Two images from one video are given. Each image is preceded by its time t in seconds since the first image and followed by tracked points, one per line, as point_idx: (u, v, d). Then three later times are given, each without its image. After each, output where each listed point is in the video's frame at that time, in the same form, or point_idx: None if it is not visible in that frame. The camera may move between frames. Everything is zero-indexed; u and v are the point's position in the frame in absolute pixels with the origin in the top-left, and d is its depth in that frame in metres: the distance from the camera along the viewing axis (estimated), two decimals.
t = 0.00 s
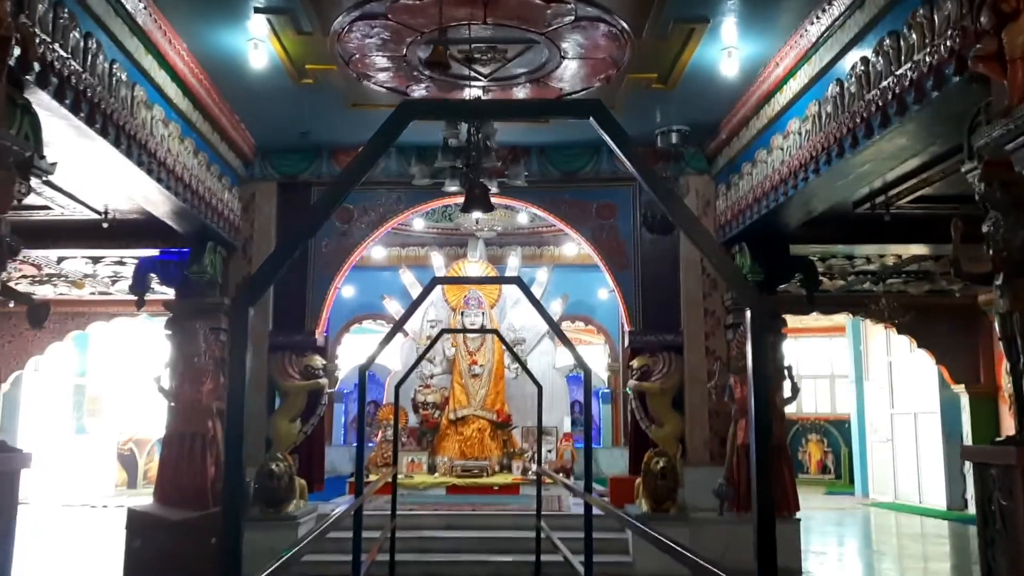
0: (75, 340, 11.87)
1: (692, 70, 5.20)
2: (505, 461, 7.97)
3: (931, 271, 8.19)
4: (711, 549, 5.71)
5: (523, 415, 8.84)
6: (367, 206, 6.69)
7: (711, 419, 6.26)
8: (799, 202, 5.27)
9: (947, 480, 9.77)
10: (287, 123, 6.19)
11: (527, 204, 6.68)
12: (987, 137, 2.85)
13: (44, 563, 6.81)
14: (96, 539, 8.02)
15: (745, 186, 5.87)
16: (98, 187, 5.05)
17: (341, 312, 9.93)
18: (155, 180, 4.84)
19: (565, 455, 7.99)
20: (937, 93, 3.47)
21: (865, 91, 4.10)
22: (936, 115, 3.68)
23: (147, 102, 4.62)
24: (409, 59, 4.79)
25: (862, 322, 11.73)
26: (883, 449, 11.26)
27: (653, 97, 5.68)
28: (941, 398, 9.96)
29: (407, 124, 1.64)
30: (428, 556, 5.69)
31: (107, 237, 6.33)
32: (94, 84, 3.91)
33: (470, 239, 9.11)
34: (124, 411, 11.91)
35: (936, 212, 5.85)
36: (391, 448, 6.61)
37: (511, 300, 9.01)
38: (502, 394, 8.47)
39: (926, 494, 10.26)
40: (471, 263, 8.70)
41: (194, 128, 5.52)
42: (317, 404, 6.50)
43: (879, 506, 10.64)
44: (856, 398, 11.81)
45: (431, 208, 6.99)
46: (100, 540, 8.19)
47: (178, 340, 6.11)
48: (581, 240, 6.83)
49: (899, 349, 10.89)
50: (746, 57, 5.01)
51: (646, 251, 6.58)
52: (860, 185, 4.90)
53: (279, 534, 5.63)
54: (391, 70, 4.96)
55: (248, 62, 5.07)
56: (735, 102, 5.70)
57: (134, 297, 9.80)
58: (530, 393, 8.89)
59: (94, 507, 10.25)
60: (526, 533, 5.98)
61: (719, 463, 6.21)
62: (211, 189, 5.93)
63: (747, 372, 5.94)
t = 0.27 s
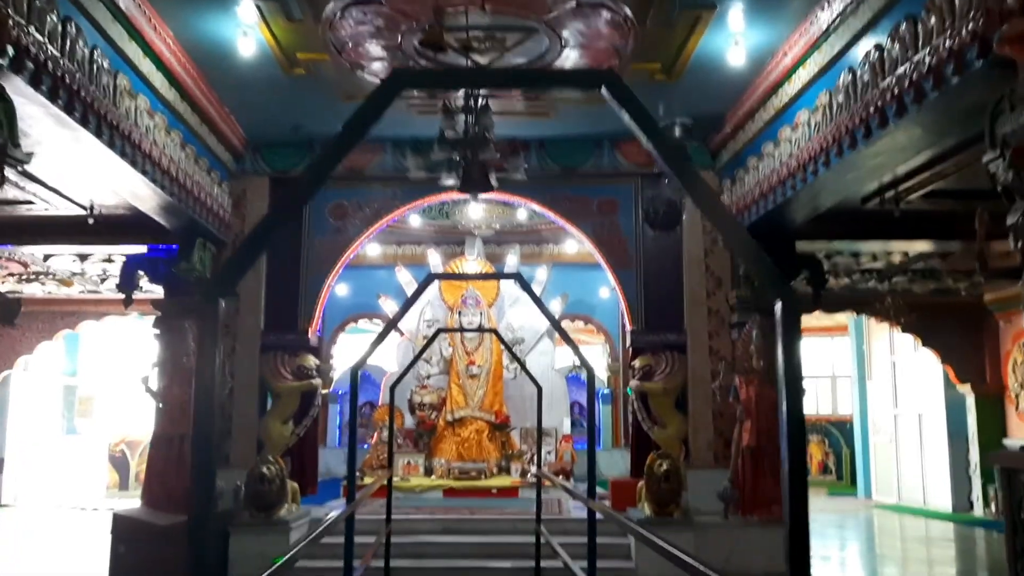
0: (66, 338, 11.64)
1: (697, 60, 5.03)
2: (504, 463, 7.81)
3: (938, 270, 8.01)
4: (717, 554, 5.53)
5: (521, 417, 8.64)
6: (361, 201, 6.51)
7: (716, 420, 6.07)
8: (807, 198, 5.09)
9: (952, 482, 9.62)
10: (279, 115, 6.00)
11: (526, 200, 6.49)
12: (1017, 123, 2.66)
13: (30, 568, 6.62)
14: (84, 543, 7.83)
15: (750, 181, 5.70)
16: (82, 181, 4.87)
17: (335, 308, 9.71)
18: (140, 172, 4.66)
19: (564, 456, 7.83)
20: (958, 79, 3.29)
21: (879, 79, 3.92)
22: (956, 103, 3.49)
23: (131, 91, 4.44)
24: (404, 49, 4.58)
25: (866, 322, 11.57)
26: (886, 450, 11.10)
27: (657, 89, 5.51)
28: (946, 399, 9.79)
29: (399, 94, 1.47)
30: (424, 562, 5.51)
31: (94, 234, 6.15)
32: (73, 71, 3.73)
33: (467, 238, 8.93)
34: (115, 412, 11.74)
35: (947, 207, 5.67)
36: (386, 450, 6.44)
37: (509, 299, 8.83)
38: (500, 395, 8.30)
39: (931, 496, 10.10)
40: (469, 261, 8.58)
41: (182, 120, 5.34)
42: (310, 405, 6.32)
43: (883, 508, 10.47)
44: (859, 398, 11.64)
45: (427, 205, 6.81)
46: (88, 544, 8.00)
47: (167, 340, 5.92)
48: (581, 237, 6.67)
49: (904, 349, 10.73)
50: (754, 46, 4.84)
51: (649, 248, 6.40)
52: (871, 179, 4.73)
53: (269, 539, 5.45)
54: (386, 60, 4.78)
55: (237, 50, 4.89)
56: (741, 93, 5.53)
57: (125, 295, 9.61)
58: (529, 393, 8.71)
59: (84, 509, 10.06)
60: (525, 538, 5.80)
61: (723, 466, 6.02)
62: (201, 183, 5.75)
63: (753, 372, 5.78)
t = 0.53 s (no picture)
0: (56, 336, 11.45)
1: (700, 46, 4.88)
2: (499, 463, 7.63)
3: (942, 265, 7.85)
4: (716, 557, 5.41)
5: (517, 415, 8.45)
6: (354, 194, 6.34)
7: (717, 418, 5.91)
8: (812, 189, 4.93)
9: (955, 481, 9.47)
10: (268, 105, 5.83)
11: (523, 193, 6.28)
12: None
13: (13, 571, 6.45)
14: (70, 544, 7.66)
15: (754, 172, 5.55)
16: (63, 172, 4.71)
17: (330, 308, 9.61)
18: (122, 161, 4.50)
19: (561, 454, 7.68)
20: (976, 59, 3.12)
21: (891, 62, 3.77)
22: (974, 86, 3.32)
23: (112, 76, 4.28)
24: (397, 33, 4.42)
25: (866, 320, 11.43)
26: (887, 449, 10.96)
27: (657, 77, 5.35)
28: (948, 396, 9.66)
29: (383, 45, 1.31)
30: (417, 564, 5.35)
31: (78, 227, 5.97)
32: (49, 51, 3.57)
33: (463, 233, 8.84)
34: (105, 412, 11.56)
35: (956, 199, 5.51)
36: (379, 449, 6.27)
37: (505, 296, 8.66)
38: (496, 393, 8.14)
39: (933, 496, 9.96)
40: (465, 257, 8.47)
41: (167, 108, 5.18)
42: (301, 403, 6.16)
43: (884, 508, 10.33)
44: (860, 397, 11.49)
45: (422, 197, 6.61)
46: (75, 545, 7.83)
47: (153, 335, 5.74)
48: (579, 231, 6.46)
49: (905, 347, 10.59)
50: (758, 31, 4.69)
51: (648, 241, 6.24)
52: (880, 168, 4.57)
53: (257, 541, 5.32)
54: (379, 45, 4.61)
55: (223, 34, 4.73)
56: (744, 81, 5.38)
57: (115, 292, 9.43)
58: (526, 391, 8.53)
59: (72, 510, 9.89)
60: (521, 539, 5.64)
61: (725, 465, 5.87)
62: (188, 174, 5.58)
63: (755, 369, 5.66)
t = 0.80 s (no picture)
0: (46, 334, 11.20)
1: (705, 31, 4.69)
2: (497, 463, 7.50)
3: (949, 261, 7.68)
4: (721, 561, 5.25)
5: (516, 415, 8.26)
6: (347, 188, 6.16)
7: (721, 418, 5.75)
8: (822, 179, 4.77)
9: (961, 482, 9.33)
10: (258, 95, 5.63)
11: (521, 186, 6.11)
12: None
13: None
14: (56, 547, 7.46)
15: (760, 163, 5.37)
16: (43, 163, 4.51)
17: (322, 304, 9.43)
18: (104, 150, 4.29)
19: (560, 454, 7.54)
20: (1001, 39, 2.91)
21: (909, 43, 3.59)
22: (997, 68, 3.13)
23: (91, 60, 4.08)
24: (389, 17, 4.23)
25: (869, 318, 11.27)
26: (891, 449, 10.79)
27: (661, 65, 5.16)
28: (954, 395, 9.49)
29: None
30: (412, 568, 5.18)
31: (62, 221, 5.77)
32: (22, 32, 3.36)
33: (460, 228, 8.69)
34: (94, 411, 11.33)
35: (968, 191, 5.34)
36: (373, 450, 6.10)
37: (503, 293, 8.49)
38: (493, 392, 7.96)
39: (938, 496, 9.80)
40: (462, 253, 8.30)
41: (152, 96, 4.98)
42: (293, 402, 5.99)
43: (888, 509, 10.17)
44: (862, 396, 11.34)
45: (416, 191, 6.43)
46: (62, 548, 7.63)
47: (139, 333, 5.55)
48: (578, 225, 6.28)
49: (910, 345, 10.43)
50: (766, 15, 4.51)
51: (650, 236, 6.05)
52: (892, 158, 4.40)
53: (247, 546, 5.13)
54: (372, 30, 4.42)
55: (209, 18, 4.54)
56: (750, 69, 5.20)
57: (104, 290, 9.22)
58: (524, 390, 8.34)
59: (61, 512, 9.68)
60: (520, 543, 5.46)
61: (730, 466, 5.70)
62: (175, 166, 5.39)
63: (761, 367, 5.48)
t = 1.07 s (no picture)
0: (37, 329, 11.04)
1: (714, 12, 4.50)
2: (496, 462, 7.32)
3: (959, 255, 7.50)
4: (727, 562, 5.10)
5: (515, 412, 8.09)
6: (342, 178, 5.98)
7: (727, 415, 5.60)
8: (834, 167, 4.58)
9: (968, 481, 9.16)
10: (249, 81, 5.44)
11: (521, 176, 5.93)
12: None
13: None
14: (44, 547, 7.27)
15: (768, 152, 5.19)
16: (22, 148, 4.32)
17: (317, 297, 9.25)
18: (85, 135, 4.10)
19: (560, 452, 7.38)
20: None
21: (930, 19, 3.39)
22: None
23: (71, 39, 3.89)
24: None
25: (873, 314, 11.10)
26: (896, 448, 10.62)
27: (667, 49, 4.97)
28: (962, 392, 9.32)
29: None
30: (408, 571, 5.00)
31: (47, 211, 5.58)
32: None
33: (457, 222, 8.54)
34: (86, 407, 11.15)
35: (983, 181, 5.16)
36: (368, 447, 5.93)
37: (502, 287, 8.33)
38: (492, 389, 7.78)
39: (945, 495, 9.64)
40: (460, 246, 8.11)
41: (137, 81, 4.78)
42: (286, 399, 5.81)
43: (894, 508, 10.00)
44: (867, 393, 11.17)
45: (413, 182, 6.24)
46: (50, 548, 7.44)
47: (126, 327, 5.36)
48: (580, 216, 6.09)
49: (915, 342, 10.27)
50: None
51: (654, 228, 5.87)
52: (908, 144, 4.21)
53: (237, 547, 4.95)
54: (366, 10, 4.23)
55: None
56: (759, 53, 5.01)
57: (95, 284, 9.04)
58: (524, 386, 8.16)
59: (52, 511, 9.50)
60: (520, 544, 5.27)
61: (736, 465, 5.54)
62: (162, 154, 5.19)
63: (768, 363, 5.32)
